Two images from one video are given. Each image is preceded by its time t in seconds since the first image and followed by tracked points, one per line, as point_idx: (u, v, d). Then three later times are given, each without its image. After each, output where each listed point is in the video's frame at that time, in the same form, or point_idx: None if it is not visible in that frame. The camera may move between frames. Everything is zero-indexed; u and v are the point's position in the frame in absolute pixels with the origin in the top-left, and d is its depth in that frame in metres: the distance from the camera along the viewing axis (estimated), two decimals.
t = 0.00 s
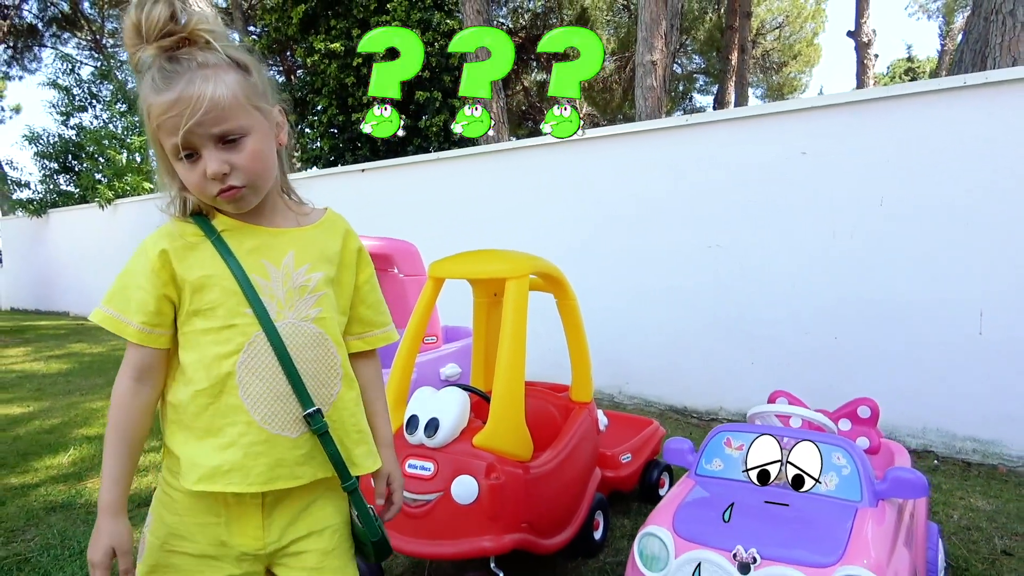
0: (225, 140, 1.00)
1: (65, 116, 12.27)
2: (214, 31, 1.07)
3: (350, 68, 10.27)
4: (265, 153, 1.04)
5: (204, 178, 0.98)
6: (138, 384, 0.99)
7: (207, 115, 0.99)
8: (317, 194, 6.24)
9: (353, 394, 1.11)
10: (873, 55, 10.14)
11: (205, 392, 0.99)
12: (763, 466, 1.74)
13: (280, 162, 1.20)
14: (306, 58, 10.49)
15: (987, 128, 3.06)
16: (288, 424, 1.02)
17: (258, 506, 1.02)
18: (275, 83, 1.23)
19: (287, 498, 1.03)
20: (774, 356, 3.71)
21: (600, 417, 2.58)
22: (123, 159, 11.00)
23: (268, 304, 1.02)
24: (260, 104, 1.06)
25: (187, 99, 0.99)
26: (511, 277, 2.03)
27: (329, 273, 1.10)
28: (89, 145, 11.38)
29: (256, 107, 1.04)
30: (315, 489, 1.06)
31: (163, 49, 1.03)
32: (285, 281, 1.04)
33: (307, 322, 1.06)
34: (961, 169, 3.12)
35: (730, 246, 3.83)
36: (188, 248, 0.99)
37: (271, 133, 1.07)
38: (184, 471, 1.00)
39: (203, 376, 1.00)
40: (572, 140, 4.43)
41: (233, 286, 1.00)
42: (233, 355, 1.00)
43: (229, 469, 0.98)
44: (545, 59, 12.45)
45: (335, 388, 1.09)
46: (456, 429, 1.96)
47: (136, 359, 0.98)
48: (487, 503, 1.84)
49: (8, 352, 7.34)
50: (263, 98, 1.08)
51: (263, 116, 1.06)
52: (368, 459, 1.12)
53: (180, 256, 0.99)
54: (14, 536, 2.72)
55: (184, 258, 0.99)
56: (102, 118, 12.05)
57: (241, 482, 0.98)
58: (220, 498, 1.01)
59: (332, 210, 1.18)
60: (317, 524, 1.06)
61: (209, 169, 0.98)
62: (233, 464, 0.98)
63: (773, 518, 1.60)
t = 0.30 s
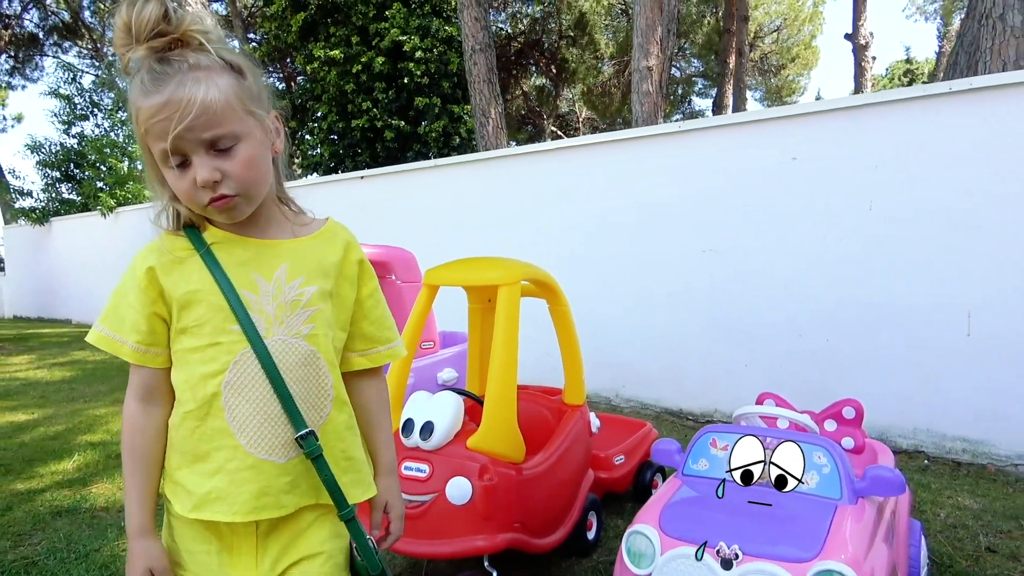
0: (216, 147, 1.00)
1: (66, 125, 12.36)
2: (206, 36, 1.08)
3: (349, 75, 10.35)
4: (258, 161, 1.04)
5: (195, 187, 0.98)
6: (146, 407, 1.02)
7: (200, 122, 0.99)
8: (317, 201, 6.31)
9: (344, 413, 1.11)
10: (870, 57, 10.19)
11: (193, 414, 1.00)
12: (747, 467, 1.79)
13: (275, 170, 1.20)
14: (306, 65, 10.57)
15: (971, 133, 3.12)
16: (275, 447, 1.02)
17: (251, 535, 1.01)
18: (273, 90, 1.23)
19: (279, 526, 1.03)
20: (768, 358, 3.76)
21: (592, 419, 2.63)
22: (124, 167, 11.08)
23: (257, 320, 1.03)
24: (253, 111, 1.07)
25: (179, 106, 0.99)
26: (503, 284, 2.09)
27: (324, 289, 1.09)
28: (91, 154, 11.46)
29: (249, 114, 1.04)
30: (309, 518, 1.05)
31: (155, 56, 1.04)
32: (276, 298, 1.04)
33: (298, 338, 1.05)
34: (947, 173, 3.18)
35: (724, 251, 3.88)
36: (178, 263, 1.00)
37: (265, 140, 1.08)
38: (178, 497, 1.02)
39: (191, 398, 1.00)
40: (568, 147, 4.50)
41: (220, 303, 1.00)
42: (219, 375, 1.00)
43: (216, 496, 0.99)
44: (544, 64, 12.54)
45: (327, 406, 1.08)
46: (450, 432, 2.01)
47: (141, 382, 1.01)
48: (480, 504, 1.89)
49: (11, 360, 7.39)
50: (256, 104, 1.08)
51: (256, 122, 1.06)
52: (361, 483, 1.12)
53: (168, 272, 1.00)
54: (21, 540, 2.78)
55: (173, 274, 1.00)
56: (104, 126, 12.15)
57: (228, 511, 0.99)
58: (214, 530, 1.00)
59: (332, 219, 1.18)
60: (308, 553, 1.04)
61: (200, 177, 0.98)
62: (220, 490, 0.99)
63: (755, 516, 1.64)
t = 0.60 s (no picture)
0: (235, 129, 0.94)
1: (84, 132, 12.61)
2: (232, 23, 1.03)
3: (362, 82, 10.43)
4: (280, 147, 0.97)
5: (210, 169, 0.91)
6: (158, 426, 0.98)
7: (218, 102, 0.94)
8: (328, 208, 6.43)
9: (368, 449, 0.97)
10: (883, 63, 10.18)
11: (201, 440, 0.93)
12: (737, 470, 1.84)
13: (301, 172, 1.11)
14: (320, 73, 10.70)
15: (970, 143, 3.16)
16: (286, 480, 0.91)
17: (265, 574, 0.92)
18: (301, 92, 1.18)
19: (297, 565, 0.93)
20: (773, 364, 3.80)
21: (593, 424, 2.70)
22: (141, 173, 11.32)
23: (267, 340, 0.92)
24: (277, 96, 1.01)
25: (198, 85, 0.94)
26: (504, 293, 2.16)
27: (343, 305, 0.96)
28: (109, 160, 11.69)
29: (271, 98, 0.98)
30: (333, 553, 0.95)
31: (178, 38, 1.00)
32: (287, 315, 0.93)
33: (311, 359, 0.93)
34: (948, 182, 3.22)
35: (728, 259, 3.93)
36: (192, 279, 0.94)
37: (289, 128, 1.00)
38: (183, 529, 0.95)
39: (199, 421, 0.93)
40: (574, 156, 4.56)
41: (228, 320, 0.92)
42: (225, 399, 0.92)
43: (221, 531, 0.91)
44: (556, 69, 12.62)
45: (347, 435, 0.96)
46: (452, 435, 2.10)
47: (156, 401, 0.97)
48: (480, 505, 1.95)
49: (30, 363, 7.58)
50: (281, 93, 1.02)
51: (279, 108, 0.99)
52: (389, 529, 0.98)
53: (178, 285, 0.94)
54: (41, 538, 2.88)
55: (182, 288, 0.94)
56: (121, 134, 12.38)
57: (232, 548, 0.89)
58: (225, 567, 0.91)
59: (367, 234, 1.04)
60: None
61: (215, 159, 0.91)
62: (224, 525, 0.90)
63: (743, 519, 1.69)
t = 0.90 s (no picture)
0: (277, 149, 0.94)
1: (114, 145, 12.96)
2: (280, 49, 1.08)
3: (383, 90, 10.58)
4: (319, 171, 0.96)
5: (248, 188, 0.91)
6: (185, 438, 1.02)
7: (264, 122, 0.95)
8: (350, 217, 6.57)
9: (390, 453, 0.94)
10: (907, 59, 10.05)
11: (230, 456, 0.96)
12: (742, 471, 1.90)
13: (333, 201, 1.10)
14: (341, 82, 10.86)
15: (982, 144, 3.17)
16: (323, 489, 0.94)
17: None
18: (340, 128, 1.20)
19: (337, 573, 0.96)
20: (789, 366, 3.82)
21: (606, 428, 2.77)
22: (169, 185, 11.63)
23: (296, 355, 0.95)
24: (318, 125, 1.02)
25: (245, 104, 0.96)
26: (516, 301, 2.24)
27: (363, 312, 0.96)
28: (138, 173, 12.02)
29: (313, 126, 0.99)
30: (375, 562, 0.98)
31: (226, 61, 1.03)
32: (312, 327, 0.95)
33: (337, 371, 0.95)
34: (961, 183, 3.23)
35: (743, 262, 3.96)
36: (218, 291, 0.98)
37: (327, 156, 1.00)
38: (220, 543, 0.98)
39: (228, 437, 0.96)
40: (589, 162, 4.62)
41: (256, 336, 0.95)
42: (257, 416, 0.95)
43: (264, 541, 0.94)
44: (575, 72, 12.67)
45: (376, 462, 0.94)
46: (468, 439, 2.18)
47: (180, 411, 1.00)
48: (494, 507, 2.03)
49: (66, 372, 7.84)
50: (321, 123, 1.04)
51: (320, 136, 1.00)
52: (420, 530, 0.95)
53: (203, 301, 0.98)
54: (81, 540, 3.02)
55: (205, 304, 0.98)
56: (150, 146, 12.71)
57: (279, 556, 0.94)
58: None
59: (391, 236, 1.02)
60: None
61: (254, 178, 0.91)
62: (263, 536, 0.94)
63: (749, 519, 1.75)
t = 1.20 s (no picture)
0: (325, 165, 1.02)
1: (161, 147, 13.40)
2: (331, 68, 1.15)
3: (422, 95, 10.74)
4: (363, 187, 1.05)
5: (296, 201, 1.00)
6: (222, 437, 1.11)
7: (313, 139, 1.03)
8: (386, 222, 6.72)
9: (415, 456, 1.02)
10: (954, 65, 9.82)
11: (271, 459, 1.05)
12: (754, 479, 1.94)
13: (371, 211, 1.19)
14: (381, 87, 11.05)
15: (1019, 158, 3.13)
16: (355, 496, 1.03)
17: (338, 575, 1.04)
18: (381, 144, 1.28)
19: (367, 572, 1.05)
20: (819, 377, 3.81)
21: (631, 435, 2.82)
22: (213, 186, 11.99)
23: (331, 365, 1.04)
24: (363, 142, 1.10)
25: (298, 121, 1.04)
26: (545, 309, 2.31)
27: (396, 326, 1.06)
28: (183, 174, 12.40)
29: (359, 143, 1.07)
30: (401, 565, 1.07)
31: (281, 78, 1.11)
32: (347, 339, 1.04)
33: (371, 382, 1.05)
34: (996, 197, 3.20)
35: (773, 272, 3.97)
36: (257, 301, 1.06)
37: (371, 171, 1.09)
38: (258, 537, 1.07)
39: (269, 441, 1.05)
40: (621, 171, 4.67)
41: (295, 348, 1.04)
42: (296, 424, 1.04)
43: (301, 540, 1.03)
44: (613, 77, 12.69)
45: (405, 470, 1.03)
46: (495, 442, 2.27)
47: (216, 413, 1.10)
48: (519, 509, 2.10)
49: (113, 366, 8.16)
50: (366, 140, 1.12)
51: (365, 153, 1.08)
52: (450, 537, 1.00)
53: (244, 312, 1.06)
54: (127, 528, 3.19)
55: (246, 314, 1.06)
56: (195, 149, 13.12)
57: (315, 553, 1.03)
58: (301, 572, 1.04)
59: (413, 243, 1.10)
60: None
61: (303, 192, 0.99)
62: (300, 535, 1.03)
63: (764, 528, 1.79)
